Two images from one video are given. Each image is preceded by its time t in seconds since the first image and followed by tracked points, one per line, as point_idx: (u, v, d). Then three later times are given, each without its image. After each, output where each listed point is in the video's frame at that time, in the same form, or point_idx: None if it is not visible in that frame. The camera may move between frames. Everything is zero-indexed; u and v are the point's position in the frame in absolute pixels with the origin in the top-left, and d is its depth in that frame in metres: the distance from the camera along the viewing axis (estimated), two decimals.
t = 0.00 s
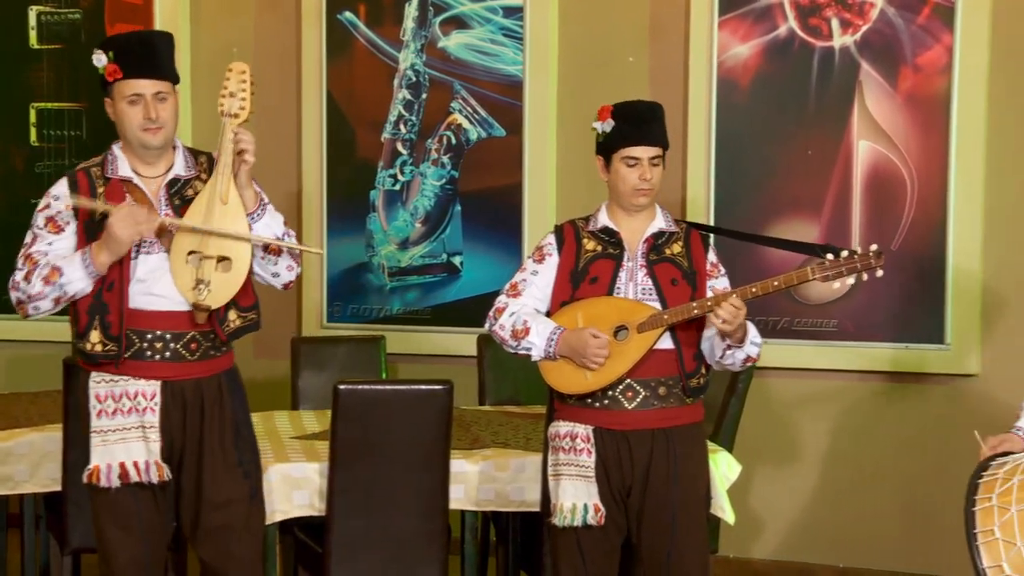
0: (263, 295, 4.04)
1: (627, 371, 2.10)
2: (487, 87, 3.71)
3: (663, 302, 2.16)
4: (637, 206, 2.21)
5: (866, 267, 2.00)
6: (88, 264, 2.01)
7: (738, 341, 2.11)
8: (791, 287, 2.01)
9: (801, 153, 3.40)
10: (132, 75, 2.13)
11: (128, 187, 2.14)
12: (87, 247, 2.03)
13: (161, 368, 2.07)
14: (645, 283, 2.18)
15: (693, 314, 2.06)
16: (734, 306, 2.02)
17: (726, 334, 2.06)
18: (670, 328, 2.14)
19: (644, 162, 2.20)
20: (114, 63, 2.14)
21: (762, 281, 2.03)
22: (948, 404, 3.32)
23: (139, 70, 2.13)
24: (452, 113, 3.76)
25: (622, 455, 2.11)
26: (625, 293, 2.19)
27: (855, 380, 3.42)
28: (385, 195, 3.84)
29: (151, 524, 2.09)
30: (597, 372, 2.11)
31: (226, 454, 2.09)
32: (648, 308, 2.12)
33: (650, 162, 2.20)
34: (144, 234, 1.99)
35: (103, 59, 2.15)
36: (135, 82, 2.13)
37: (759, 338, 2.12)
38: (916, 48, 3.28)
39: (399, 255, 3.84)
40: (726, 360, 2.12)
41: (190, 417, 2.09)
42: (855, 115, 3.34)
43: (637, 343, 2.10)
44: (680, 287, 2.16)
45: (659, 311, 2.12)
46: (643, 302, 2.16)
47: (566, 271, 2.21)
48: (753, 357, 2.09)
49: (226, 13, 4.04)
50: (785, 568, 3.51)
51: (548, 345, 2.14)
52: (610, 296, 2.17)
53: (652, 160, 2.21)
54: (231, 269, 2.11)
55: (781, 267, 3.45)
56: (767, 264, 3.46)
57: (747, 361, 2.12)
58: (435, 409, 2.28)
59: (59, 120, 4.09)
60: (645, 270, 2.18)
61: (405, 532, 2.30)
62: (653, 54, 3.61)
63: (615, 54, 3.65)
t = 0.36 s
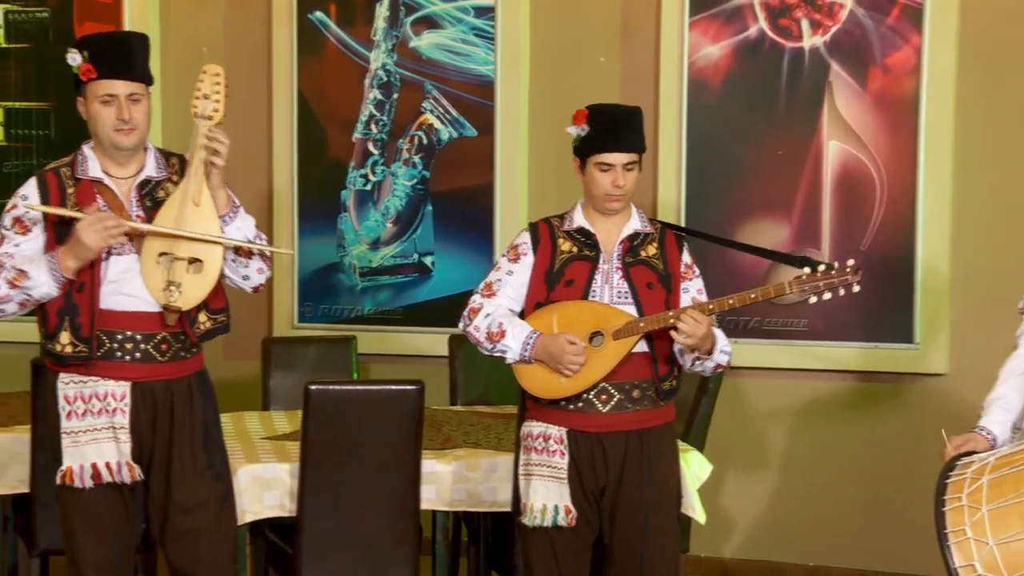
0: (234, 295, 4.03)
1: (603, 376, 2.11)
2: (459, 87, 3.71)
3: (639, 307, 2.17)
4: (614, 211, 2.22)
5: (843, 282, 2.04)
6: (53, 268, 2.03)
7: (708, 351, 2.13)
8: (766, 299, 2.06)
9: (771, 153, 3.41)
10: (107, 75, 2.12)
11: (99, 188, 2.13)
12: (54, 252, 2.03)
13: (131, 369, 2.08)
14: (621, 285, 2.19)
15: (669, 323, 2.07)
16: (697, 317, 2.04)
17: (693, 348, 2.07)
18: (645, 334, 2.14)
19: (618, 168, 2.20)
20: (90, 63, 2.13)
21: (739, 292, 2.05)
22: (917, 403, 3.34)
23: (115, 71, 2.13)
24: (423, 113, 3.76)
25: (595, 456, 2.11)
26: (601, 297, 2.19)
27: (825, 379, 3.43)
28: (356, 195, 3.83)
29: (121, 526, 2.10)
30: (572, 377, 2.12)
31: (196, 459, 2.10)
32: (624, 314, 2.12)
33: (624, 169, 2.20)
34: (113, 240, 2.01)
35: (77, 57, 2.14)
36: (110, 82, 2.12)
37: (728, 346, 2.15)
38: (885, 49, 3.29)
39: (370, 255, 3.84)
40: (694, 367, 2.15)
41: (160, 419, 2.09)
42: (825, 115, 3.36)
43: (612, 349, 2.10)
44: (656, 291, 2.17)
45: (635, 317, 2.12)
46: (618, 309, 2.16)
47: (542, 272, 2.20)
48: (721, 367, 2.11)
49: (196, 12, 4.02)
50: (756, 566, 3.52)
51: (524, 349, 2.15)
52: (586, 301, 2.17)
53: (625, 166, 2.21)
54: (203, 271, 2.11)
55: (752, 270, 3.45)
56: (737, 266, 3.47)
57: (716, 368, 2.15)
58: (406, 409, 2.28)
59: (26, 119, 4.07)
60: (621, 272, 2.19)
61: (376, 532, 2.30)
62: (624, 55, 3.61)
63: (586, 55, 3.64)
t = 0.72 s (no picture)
0: (203, 296, 4.01)
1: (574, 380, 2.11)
2: (430, 87, 3.72)
3: (613, 311, 2.16)
4: (579, 214, 2.23)
5: (810, 299, 2.01)
6: (9, 249, 2.02)
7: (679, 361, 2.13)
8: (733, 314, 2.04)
9: (741, 153, 3.42)
10: (70, 67, 2.11)
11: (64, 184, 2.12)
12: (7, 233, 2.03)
13: (97, 364, 2.06)
14: (595, 289, 2.19)
15: (637, 331, 2.06)
16: (665, 328, 2.04)
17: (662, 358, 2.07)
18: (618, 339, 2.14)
19: (569, 168, 2.21)
20: (53, 56, 2.13)
21: (708, 305, 2.04)
22: (887, 403, 3.36)
23: (80, 64, 2.12)
24: (393, 113, 3.75)
25: (566, 457, 2.11)
26: (575, 299, 2.19)
27: (795, 379, 3.45)
28: (327, 195, 3.83)
29: (91, 526, 2.08)
30: (542, 381, 2.12)
31: (165, 458, 2.07)
32: (595, 320, 2.12)
33: (575, 168, 2.21)
34: (63, 211, 1.98)
35: (41, 51, 2.14)
36: (73, 74, 2.11)
37: (700, 356, 2.15)
38: (854, 50, 3.31)
39: (341, 255, 3.83)
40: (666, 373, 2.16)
41: (128, 419, 2.07)
42: (795, 115, 3.37)
43: (582, 356, 2.11)
44: (631, 295, 2.17)
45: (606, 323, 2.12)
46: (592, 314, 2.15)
47: (518, 271, 2.21)
48: (692, 377, 2.11)
49: (166, 11, 4.01)
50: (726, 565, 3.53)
51: (495, 350, 2.15)
52: (557, 303, 2.17)
53: (579, 166, 2.21)
54: (167, 256, 2.09)
55: (721, 269, 3.46)
56: (708, 272, 3.47)
57: (687, 376, 2.15)
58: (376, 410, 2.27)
59: None
60: (596, 276, 2.19)
61: (346, 532, 2.29)
62: (594, 55, 3.61)
63: (557, 55, 3.64)
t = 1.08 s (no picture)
0: (164, 297, 3.99)
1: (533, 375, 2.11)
2: (392, 87, 3.71)
3: (575, 309, 2.16)
4: (545, 211, 2.24)
5: (758, 296, 2.03)
6: None
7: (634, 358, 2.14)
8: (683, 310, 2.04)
9: (703, 153, 3.43)
10: (40, 66, 2.10)
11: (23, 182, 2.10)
12: None
13: (47, 364, 2.04)
14: (559, 287, 2.19)
15: (590, 328, 2.07)
16: (618, 324, 2.04)
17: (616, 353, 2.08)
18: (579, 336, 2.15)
19: (531, 162, 2.22)
20: (22, 54, 2.11)
21: (659, 302, 2.04)
22: (848, 402, 3.38)
23: (51, 64, 2.10)
24: (356, 112, 3.75)
25: (528, 455, 2.11)
26: (539, 297, 2.19)
27: (757, 379, 3.47)
28: (289, 194, 3.82)
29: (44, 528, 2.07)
30: (502, 376, 2.12)
31: (120, 459, 2.06)
32: (548, 318, 2.12)
33: (537, 162, 2.22)
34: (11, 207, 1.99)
35: (10, 49, 2.11)
36: (42, 74, 2.09)
37: (659, 355, 2.15)
38: (815, 50, 3.33)
39: (303, 255, 3.82)
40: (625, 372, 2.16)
41: (80, 420, 2.05)
42: (756, 115, 3.39)
43: (538, 352, 2.11)
44: (594, 294, 2.17)
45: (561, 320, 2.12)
46: (551, 311, 2.16)
47: (485, 269, 2.22)
48: (649, 375, 2.12)
49: (126, 10, 3.99)
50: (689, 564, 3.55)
51: (455, 346, 2.15)
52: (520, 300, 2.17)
53: (540, 159, 2.22)
54: (118, 260, 2.07)
55: (684, 269, 3.47)
56: (669, 271, 3.49)
57: (648, 376, 2.15)
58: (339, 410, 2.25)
59: None
60: (560, 274, 2.19)
61: (309, 531, 2.27)
62: (557, 54, 3.61)
63: (519, 54, 3.64)
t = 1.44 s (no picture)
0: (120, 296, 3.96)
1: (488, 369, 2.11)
2: (350, 85, 3.70)
3: (535, 303, 2.16)
4: (506, 206, 2.24)
5: (711, 280, 2.05)
6: None
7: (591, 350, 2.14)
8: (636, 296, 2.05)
9: (661, 152, 3.44)
10: (15, 62, 2.09)
11: None
12: None
13: (19, 362, 2.03)
14: (519, 282, 2.19)
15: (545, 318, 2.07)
16: (574, 313, 2.04)
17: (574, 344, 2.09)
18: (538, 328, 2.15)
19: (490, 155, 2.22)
20: None
21: (613, 289, 2.05)
22: (806, 399, 3.40)
23: (26, 60, 2.09)
24: (314, 110, 3.73)
25: (488, 454, 2.12)
26: (499, 292, 2.19)
27: (715, 377, 3.48)
28: (246, 192, 3.80)
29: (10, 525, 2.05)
30: (459, 370, 2.12)
31: (89, 457, 2.04)
32: (507, 309, 2.12)
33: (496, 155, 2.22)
34: None
35: None
36: (17, 69, 2.08)
37: (617, 346, 2.15)
38: (771, 50, 3.35)
39: (261, 254, 3.81)
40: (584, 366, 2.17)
41: (52, 418, 2.04)
42: (714, 115, 3.40)
43: (496, 343, 2.10)
44: (554, 289, 2.17)
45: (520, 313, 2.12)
46: (509, 304, 2.15)
47: (446, 267, 2.22)
48: (607, 368, 2.12)
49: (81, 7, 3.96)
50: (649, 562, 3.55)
51: (414, 340, 2.15)
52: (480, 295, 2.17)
53: (500, 153, 2.21)
54: (94, 260, 2.05)
55: (644, 266, 3.49)
56: (628, 264, 3.50)
57: (608, 369, 2.15)
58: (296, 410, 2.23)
59: None
60: (520, 270, 2.19)
61: (267, 530, 2.24)
62: (514, 53, 3.61)
63: (477, 53, 3.64)
